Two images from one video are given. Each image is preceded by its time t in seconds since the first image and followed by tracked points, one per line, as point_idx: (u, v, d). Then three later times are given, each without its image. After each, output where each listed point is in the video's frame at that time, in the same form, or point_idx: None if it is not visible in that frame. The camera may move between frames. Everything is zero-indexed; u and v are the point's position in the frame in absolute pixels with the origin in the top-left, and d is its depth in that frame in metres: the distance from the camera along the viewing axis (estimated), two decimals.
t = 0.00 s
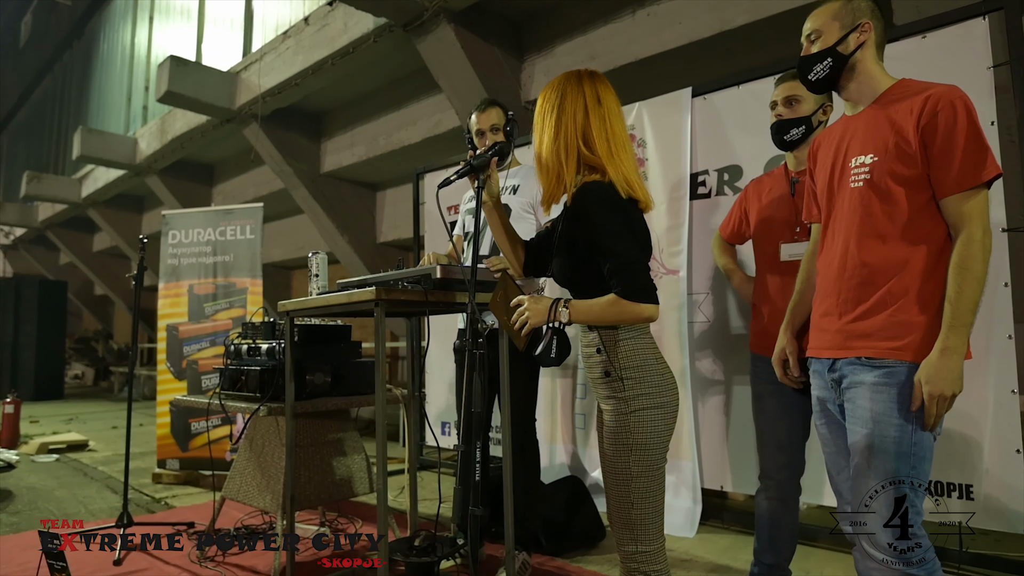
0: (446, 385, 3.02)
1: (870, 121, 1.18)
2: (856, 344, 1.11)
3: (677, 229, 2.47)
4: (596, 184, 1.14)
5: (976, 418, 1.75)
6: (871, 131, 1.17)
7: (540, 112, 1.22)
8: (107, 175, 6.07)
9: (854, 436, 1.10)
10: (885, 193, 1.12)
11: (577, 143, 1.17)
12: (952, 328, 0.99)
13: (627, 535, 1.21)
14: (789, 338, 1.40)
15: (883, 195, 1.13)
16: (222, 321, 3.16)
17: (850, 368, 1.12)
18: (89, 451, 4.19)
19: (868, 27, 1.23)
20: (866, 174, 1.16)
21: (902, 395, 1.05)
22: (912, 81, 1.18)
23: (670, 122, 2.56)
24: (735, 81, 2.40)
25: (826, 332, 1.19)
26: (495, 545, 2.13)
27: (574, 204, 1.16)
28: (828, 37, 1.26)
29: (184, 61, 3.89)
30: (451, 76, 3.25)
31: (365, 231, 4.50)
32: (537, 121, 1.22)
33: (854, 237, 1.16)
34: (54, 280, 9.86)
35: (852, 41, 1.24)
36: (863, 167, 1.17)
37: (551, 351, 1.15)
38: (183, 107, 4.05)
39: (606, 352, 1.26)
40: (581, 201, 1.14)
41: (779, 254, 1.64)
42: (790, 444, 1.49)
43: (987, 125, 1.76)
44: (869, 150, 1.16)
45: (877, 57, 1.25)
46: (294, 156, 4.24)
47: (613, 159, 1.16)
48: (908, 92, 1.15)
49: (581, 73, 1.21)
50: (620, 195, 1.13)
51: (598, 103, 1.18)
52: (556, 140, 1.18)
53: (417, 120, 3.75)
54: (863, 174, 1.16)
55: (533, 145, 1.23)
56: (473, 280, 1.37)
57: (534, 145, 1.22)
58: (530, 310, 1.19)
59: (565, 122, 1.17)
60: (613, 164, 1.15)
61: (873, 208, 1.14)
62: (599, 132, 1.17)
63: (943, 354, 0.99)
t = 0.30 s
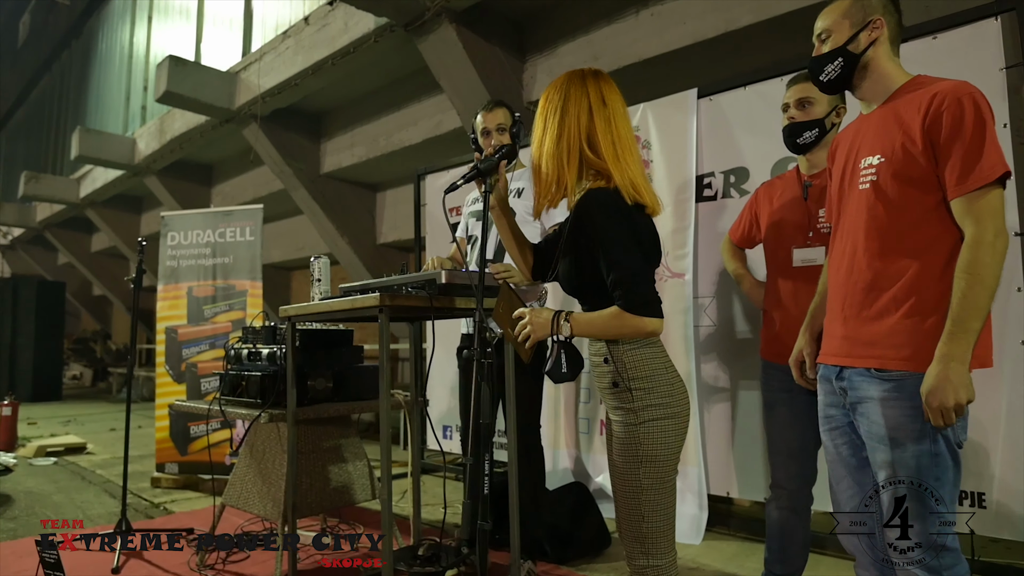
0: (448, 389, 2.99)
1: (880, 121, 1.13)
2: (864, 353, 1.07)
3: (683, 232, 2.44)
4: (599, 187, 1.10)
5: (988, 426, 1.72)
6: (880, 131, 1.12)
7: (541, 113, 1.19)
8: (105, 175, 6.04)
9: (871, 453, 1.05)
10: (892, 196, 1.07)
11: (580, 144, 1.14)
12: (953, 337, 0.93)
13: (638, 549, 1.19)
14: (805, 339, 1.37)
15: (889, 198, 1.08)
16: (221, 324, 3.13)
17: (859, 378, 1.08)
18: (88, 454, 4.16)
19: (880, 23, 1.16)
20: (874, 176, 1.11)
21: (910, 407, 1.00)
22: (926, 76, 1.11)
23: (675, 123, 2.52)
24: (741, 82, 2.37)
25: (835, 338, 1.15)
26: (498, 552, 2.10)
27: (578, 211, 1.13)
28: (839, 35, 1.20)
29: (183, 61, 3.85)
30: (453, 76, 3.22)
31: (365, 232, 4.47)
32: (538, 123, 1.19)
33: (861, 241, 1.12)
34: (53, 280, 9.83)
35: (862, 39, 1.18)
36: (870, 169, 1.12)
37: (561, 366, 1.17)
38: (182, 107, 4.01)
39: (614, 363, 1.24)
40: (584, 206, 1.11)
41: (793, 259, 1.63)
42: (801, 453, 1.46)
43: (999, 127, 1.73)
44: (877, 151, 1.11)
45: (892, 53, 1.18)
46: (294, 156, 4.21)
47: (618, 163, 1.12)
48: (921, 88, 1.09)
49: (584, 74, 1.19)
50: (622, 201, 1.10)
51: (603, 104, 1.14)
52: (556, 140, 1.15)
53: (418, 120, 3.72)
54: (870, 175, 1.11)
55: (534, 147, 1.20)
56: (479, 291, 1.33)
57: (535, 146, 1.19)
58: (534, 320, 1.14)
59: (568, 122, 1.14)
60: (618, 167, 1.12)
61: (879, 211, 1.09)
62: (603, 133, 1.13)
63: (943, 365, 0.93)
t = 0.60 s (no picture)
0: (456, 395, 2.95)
1: (934, 130, 1.09)
2: (915, 372, 1.05)
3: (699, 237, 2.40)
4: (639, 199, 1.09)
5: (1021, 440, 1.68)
6: (933, 141, 1.08)
7: (588, 116, 1.17)
8: (103, 175, 5.97)
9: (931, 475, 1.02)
10: (946, 209, 1.04)
11: (623, 151, 1.12)
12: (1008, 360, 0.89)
13: (676, 568, 1.20)
14: (839, 340, 1.41)
15: (942, 211, 1.04)
16: (225, 328, 3.07)
17: (912, 397, 1.05)
18: (87, 459, 4.10)
19: (931, 23, 1.12)
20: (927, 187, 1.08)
21: (965, 428, 0.97)
22: (987, 79, 1.08)
23: (692, 127, 2.48)
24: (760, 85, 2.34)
25: (884, 353, 1.13)
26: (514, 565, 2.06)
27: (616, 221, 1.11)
28: (887, 37, 1.16)
29: (184, 61, 3.78)
30: (461, 77, 3.16)
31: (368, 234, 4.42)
32: (584, 126, 1.17)
33: (912, 255, 1.09)
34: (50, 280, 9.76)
35: (913, 41, 1.14)
36: (923, 180, 1.08)
37: (575, 401, 1.23)
38: (182, 107, 3.95)
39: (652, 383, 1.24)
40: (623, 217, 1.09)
41: (827, 269, 1.64)
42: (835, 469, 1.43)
43: None
44: (931, 161, 1.08)
45: (944, 54, 1.14)
46: (296, 158, 4.15)
47: (663, 170, 1.10)
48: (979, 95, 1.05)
49: (633, 74, 1.15)
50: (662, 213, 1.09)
51: (650, 108, 1.11)
52: (600, 147, 1.13)
53: (423, 121, 3.66)
54: (923, 188, 1.08)
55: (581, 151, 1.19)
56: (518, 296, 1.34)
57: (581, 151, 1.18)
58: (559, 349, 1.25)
59: (611, 128, 1.12)
60: (661, 176, 1.09)
61: (930, 225, 1.06)
62: (647, 139, 1.10)
63: (995, 388, 0.90)
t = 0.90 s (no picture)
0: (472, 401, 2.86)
1: (992, 138, 1.07)
2: (989, 390, 1.01)
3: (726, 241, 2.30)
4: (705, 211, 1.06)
5: None
6: (994, 150, 1.06)
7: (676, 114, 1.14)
8: (96, 175, 5.81)
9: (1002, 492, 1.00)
10: (1013, 220, 1.01)
11: (711, 151, 1.08)
12: None
13: None
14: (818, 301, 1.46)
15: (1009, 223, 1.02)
16: (231, 334, 2.96)
17: (982, 415, 1.02)
18: (80, 472, 3.95)
19: (983, 34, 1.10)
20: (991, 198, 1.06)
21: None
22: None
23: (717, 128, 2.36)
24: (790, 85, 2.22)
25: (943, 369, 1.10)
26: None
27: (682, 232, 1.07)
28: (936, 50, 1.13)
29: (185, 57, 3.66)
30: (475, 76, 3.07)
31: (373, 235, 4.33)
32: (673, 124, 1.15)
33: (976, 268, 1.06)
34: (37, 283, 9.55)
35: (964, 52, 1.11)
36: (986, 190, 1.06)
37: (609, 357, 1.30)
38: (182, 106, 3.83)
39: (724, 400, 1.13)
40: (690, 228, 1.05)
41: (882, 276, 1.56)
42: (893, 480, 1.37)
43: None
44: (992, 171, 1.05)
45: (996, 62, 1.11)
46: (300, 157, 4.04)
47: (751, 172, 1.06)
48: None
49: (726, 71, 1.12)
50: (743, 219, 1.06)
51: (742, 106, 1.08)
52: (688, 146, 1.10)
53: (434, 121, 3.56)
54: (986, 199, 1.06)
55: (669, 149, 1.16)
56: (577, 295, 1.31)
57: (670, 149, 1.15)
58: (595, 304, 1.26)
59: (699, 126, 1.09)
60: (747, 178, 1.06)
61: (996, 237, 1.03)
62: (738, 139, 1.07)
63: None
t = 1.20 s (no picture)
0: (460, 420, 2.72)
1: (958, 180, 1.27)
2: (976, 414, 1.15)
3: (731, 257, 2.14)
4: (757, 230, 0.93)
5: None
6: (962, 190, 1.25)
7: (733, 132, 1.01)
8: (48, 176, 5.48)
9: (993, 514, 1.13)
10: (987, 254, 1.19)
11: (779, 170, 0.95)
12: None
13: None
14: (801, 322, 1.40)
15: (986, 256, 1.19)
16: (203, 350, 2.79)
17: (971, 442, 1.15)
18: (26, 500, 3.65)
19: (944, 86, 1.32)
20: (960, 233, 1.23)
21: None
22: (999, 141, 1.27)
23: (718, 144, 2.20)
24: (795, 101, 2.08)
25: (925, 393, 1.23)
26: None
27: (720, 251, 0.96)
28: (905, 99, 1.36)
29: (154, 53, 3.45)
30: (466, 83, 2.95)
31: (351, 243, 4.18)
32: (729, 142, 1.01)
33: (958, 296, 1.21)
34: None
35: (929, 101, 1.34)
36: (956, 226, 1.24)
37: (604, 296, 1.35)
38: (150, 104, 3.61)
39: (775, 429, 0.94)
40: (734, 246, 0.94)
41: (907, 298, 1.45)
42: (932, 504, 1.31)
43: None
44: (961, 210, 1.24)
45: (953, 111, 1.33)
46: (276, 162, 3.86)
47: (824, 196, 0.94)
48: (997, 151, 1.24)
49: (789, 88, 0.99)
50: (812, 247, 0.94)
51: (811, 125, 0.95)
52: (751, 164, 0.96)
53: (420, 128, 3.45)
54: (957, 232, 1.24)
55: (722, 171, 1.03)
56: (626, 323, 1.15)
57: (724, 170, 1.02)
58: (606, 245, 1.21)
59: (766, 141, 0.96)
60: (820, 203, 0.93)
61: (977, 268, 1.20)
62: (808, 160, 0.94)
63: None
